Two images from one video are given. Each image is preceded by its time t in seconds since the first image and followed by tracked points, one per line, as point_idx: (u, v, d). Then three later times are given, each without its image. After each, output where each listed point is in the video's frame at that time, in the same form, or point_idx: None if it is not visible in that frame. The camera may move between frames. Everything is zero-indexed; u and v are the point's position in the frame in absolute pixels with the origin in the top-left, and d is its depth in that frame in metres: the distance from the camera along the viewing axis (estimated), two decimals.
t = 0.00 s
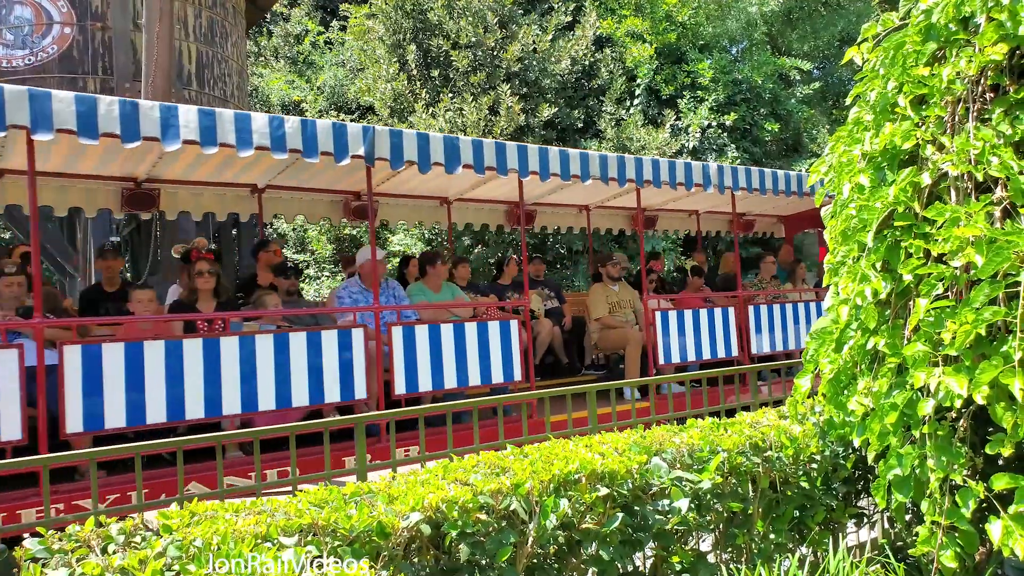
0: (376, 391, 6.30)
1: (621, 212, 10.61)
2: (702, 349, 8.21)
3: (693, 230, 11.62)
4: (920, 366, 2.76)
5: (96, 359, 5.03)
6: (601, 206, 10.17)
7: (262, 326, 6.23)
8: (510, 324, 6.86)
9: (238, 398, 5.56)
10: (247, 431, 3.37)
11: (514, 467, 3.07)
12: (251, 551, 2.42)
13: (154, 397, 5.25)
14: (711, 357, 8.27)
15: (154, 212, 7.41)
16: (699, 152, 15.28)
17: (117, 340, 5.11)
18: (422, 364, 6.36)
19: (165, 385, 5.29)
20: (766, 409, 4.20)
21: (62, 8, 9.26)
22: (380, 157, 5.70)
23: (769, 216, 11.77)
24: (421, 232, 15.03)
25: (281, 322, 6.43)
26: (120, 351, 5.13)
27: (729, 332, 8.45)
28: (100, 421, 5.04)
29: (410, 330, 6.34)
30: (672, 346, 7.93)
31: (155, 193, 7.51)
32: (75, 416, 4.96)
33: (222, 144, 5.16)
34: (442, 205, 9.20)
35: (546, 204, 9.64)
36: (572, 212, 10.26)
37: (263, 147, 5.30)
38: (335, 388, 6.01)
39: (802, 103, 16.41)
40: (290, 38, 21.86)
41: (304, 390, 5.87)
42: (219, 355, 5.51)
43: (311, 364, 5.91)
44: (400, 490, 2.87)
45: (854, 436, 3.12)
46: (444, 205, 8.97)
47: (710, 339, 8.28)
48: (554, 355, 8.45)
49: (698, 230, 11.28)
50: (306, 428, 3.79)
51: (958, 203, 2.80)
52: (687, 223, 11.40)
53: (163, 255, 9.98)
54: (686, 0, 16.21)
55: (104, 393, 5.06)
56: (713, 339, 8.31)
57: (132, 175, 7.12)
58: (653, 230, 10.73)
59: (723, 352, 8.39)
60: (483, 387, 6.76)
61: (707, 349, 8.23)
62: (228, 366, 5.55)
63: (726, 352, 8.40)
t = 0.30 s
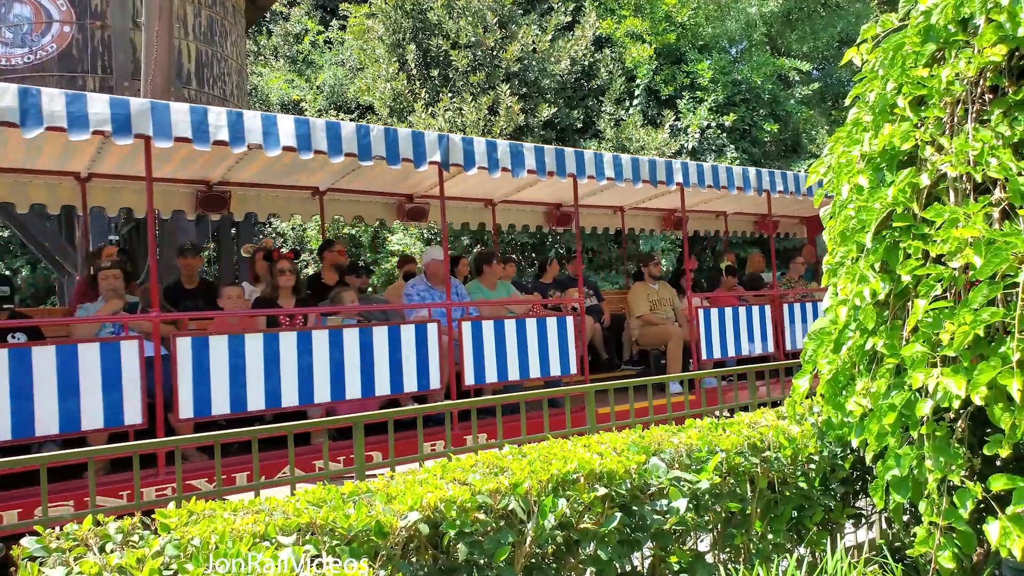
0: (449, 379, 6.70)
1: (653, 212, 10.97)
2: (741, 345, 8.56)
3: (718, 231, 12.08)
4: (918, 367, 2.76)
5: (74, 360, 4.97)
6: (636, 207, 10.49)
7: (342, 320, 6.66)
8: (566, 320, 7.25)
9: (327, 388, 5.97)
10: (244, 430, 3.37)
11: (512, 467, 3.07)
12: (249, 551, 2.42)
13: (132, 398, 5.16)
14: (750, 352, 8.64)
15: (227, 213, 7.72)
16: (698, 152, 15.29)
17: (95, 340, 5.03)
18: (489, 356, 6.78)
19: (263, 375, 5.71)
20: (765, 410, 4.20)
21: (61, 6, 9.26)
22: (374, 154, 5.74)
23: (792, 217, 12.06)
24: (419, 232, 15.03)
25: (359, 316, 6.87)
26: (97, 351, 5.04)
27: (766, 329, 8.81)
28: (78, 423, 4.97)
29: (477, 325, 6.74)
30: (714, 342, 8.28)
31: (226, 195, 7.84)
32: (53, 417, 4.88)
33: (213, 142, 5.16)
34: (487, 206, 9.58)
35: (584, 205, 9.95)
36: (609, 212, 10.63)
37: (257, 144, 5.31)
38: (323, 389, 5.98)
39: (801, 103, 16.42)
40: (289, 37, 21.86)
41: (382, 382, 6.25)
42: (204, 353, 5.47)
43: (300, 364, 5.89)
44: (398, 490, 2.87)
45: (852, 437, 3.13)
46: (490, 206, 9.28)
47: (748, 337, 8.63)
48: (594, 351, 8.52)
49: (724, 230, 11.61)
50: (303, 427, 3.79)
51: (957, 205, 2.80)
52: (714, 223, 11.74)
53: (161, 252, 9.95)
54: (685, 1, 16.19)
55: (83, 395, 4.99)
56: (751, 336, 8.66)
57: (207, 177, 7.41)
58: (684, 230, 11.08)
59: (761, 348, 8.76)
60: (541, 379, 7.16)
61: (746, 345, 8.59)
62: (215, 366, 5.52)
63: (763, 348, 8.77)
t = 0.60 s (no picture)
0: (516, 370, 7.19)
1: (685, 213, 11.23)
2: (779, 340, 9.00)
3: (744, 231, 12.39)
4: (917, 367, 2.76)
5: (71, 362, 4.94)
6: (668, 208, 10.75)
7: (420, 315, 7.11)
8: (620, 316, 7.72)
9: (411, 377, 6.45)
10: (243, 431, 3.36)
11: (512, 466, 3.07)
12: (250, 550, 2.43)
13: (128, 398, 5.13)
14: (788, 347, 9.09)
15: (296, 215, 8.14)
16: (697, 152, 15.29)
17: (90, 342, 5.00)
18: (552, 351, 7.30)
19: (326, 368, 6.07)
20: (765, 409, 4.20)
21: (61, 7, 9.25)
22: (373, 154, 5.86)
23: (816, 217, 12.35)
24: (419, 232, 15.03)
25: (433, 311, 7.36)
26: (94, 353, 5.02)
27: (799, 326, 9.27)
28: (75, 425, 4.96)
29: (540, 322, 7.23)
30: (755, 337, 8.69)
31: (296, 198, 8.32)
32: (51, 418, 4.87)
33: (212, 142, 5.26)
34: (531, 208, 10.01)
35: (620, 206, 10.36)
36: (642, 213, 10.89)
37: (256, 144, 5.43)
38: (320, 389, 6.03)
39: (800, 103, 16.43)
40: (289, 37, 21.86)
41: (454, 373, 6.72)
42: (196, 354, 5.39)
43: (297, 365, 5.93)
44: (397, 490, 2.87)
45: (851, 437, 3.12)
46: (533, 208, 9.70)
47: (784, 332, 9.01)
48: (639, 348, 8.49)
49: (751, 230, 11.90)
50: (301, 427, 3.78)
51: (956, 204, 2.80)
52: (740, 223, 12.03)
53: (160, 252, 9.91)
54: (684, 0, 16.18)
55: (81, 395, 4.97)
56: (788, 331, 9.12)
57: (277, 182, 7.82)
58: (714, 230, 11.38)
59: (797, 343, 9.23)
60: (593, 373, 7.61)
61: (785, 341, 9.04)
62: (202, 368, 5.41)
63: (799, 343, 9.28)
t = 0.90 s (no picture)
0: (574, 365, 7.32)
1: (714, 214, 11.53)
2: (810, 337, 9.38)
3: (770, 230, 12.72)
4: (916, 368, 2.76)
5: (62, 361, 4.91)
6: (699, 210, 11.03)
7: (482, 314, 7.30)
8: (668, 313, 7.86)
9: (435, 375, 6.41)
10: (242, 431, 3.35)
11: (510, 466, 3.08)
12: (250, 550, 2.43)
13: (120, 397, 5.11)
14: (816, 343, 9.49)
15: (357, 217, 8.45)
16: (696, 152, 15.29)
17: (83, 342, 4.98)
18: (608, 346, 7.40)
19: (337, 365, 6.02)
20: (764, 410, 4.21)
21: (61, 6, 9.24)
22: (370, 153, 5.66)
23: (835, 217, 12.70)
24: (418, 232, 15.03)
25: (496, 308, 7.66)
26: (86, 353, 4.99)
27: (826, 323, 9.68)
28: (67, 425, 4.92)
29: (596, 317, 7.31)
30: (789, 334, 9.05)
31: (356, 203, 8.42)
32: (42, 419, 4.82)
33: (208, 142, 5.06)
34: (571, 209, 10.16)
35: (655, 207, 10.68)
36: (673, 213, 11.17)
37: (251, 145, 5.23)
38: (306, 390, 5.87)
39: (800, 103, 16.43)
40: (289, 37, 21.87)
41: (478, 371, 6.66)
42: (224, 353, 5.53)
43: (314, 363, 5.91)
44: (396, 489, 2.87)
45: (850, 437, 3.12)
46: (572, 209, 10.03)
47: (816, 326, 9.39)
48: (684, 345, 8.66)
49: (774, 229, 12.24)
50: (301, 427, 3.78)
51: (955, 205, 2.81)
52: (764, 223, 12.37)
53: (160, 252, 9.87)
54: (684, 1, 16.19)
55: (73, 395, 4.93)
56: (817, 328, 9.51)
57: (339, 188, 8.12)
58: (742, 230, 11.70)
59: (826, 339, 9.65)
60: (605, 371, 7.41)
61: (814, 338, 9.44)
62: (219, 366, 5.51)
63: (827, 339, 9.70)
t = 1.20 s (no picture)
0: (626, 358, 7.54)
1: (743, 216, 11.72)
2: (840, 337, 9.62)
3: (793, 231, 13.01)
4: (915, 368, 2.77)
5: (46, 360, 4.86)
6: (730, 211, 11.25)
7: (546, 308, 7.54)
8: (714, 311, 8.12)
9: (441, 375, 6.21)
10: (242, 430, 3.33)
11: (509, 466, 3.08)
12: (247, 550, 2.43)
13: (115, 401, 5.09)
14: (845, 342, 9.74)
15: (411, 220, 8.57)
16: (696, 152, 15.29)
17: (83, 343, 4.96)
18: (658, 341, 7.62)
19: (335, 369, 5.69)
20: (763, 410, 4.22)
21: (60, 5, 9.22)
22: (367, 153, 5.42)
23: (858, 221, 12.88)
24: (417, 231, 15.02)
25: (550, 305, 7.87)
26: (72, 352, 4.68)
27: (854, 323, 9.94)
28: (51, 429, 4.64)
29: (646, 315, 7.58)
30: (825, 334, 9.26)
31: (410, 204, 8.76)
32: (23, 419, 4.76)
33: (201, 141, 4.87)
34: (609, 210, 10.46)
35: (688, 210, 10.87)
36: (705, 214, 11.39)
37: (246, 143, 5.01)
38: (301, 390, 5.54)
39: (799, 104, 16.46)
40: (288, 36, 21.86)
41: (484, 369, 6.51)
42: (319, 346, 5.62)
43: (397, 356, 5.99)
44: (395, 488, 2.88)
45: (848, 437, 3.12)
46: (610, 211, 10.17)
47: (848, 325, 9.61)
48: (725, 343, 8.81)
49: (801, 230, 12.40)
50: (300, 426, 3.77)
51: (954, 205, 2.81)
52: (791, 224, 12.55)
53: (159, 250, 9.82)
54: (684, 1, 16.21)
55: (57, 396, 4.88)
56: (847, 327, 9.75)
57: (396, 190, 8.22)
58: (769, 231, 11.85)
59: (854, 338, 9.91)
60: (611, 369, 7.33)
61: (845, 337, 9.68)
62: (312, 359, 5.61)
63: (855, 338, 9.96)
